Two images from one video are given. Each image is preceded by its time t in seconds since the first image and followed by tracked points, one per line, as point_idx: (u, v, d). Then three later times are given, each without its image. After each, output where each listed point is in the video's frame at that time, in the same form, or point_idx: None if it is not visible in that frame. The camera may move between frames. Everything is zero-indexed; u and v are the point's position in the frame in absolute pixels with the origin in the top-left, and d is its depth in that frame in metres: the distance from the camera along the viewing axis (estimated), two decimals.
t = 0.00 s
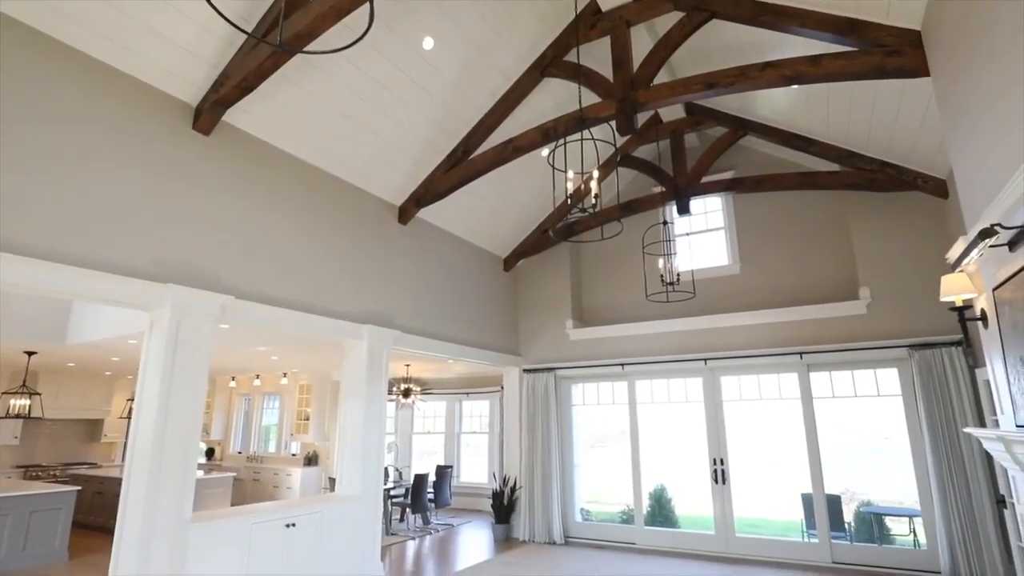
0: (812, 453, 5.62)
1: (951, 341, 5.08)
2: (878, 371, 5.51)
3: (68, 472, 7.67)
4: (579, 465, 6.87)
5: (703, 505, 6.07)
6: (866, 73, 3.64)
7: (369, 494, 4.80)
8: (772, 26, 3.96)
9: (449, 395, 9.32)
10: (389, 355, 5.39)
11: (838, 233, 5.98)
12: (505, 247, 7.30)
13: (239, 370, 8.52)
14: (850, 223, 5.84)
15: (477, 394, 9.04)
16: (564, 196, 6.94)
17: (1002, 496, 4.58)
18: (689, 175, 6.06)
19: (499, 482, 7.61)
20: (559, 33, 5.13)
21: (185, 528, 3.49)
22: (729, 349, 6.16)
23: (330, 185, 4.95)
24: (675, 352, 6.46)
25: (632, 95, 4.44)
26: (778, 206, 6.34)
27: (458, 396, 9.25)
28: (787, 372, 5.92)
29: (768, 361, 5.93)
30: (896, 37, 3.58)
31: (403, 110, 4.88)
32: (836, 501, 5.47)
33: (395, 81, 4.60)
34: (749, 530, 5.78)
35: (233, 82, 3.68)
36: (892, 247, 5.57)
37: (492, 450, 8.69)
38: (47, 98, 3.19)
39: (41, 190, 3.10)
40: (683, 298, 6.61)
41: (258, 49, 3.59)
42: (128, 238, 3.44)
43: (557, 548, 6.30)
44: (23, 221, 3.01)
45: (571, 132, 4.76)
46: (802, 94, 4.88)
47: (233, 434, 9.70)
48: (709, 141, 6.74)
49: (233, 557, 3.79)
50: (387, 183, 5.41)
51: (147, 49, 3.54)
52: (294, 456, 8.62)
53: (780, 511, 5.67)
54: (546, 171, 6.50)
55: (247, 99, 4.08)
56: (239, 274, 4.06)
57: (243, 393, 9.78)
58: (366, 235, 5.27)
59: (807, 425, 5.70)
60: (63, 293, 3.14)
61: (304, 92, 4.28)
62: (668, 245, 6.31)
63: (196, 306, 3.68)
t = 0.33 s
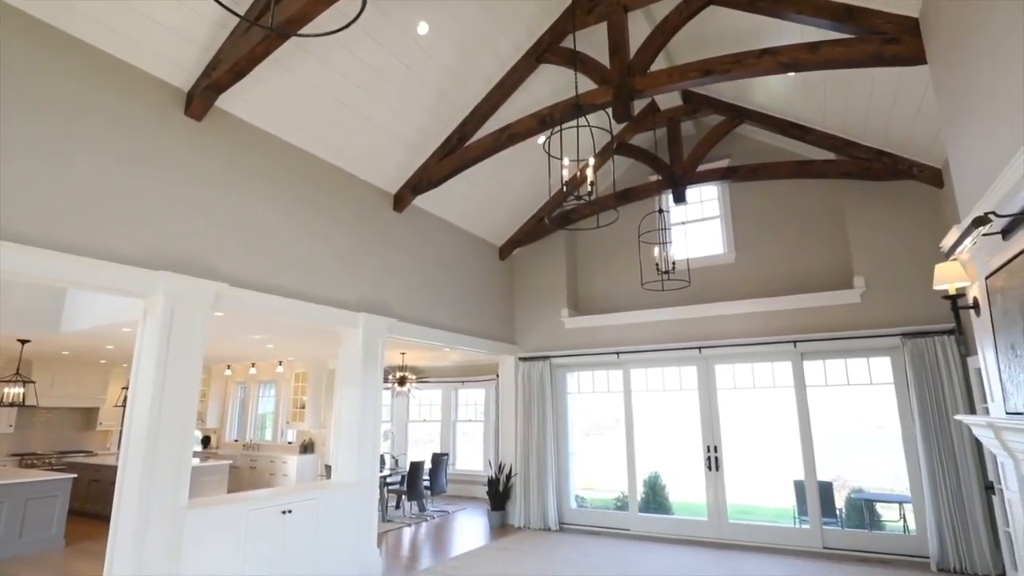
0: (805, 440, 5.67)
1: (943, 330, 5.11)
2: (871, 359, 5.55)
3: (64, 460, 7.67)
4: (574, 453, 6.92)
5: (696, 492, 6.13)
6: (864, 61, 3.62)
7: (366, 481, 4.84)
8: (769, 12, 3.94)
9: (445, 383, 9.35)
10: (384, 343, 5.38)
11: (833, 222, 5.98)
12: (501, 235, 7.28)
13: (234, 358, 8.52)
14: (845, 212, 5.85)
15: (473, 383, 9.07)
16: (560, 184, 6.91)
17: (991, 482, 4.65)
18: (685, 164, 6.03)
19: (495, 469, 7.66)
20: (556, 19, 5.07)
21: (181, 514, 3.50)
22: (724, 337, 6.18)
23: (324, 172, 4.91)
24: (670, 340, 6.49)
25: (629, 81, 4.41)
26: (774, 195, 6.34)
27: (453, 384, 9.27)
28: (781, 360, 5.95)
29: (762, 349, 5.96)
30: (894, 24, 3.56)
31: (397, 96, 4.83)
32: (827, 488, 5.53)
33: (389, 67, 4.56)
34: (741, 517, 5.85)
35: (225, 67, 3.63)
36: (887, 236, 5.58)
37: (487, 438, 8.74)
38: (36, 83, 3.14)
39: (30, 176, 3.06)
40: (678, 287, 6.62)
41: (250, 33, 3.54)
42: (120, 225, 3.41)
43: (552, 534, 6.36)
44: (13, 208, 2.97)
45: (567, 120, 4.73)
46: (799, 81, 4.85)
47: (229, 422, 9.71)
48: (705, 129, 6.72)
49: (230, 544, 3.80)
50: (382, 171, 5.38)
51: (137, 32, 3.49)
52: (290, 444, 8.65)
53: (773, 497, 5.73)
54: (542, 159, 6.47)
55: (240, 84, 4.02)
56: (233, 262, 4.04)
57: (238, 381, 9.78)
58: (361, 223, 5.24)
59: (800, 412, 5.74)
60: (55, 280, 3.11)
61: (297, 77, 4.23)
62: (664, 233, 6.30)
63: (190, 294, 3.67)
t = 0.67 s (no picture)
0: (798, 428, 5.72)
1: (937, 319, 5.14)
2: (865, 348, 5.59)
3: (60, 449, 7.67)
4: (569, 441, 6.96)
5: (691, 480, 6.18)
6: (862, 49, 3.61)
7: (362, 469, 4.86)
8: None
9: (441, 372, 9.38)
10: (380, 332, 5.38)
11: (829, 212, 6.00)
12: (497, 224, 7.26)
13: (230, 347, 8.52)
14: (841, 201, 5.85)
15: (469, 371, 9.10)
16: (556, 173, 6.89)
17: (981, 469, 4.72)
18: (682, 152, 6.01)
19: (491, 457, 7.71)
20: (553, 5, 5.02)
21: (178, 502, 3.51)
22: (719, 326, 6.21)
23: (319, 160, 4.87)
24: (665, 329, 6.51)
25: (626, 69, 4.38)
26: (770, 184, 6.33)
27: (449, 373, 9.30)
28: (776, 349, 5.98)
29: (757, 338, 5.98)
30: (893, 12, 3.54)
31: (393, 83, 4.80)
32: (820, 476, 5.59)
33: (384, 53, 4.51)
34: (735, 504, 5.91)
35: (219, 52, 3.58)
36: (882, 226, 5.60)
37: (483, 427, 8.79)
38: (25, 68, 3.08)
39: (21, 164, 3.02)
40: (674, 276, 6.64)
41: (244, 17, 3.49)
42: (113, 213, 3.38)
43: (548, 522, 6.41)
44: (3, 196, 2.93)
45: (564, 107, 4.70)
46: (797, 70, 4.83)
47: (225, 411, 9.72)
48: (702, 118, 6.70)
49: (227, 531, 3.82)
50: (377, 159, 5.35)
51: (128, 17, 3.43)
52: (286, 433, 8.68)
53: (766, 485, 5.79)
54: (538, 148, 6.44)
55: (233, 71, 3.98)
56: (227, 250, 4.01)
57: (234, 370, 9.78)
58: (356, 211, 5.21)
59: (794, 401, 5.79)
60: (48, 269, 3.07)
61: (291, 63, 4.18)
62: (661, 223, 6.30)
63: (184, 282, 3.64)
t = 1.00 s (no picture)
0: (791, 417, 5.76)
1: (930, 308, 5.17)
2: (859, 338, 5.63)
3: (55, 438, 7.67)
4: (564, 429, 7.00)
5: (684, 468, 6.24)
6: (859, 37, 3.59)
7: (358, 458, 4.89)
8: None
9: (437, 361, 9.39)
10: (376, 321, 5.38)
11: (824, 201, 6.00)
12: (492, 213, 7.23)
13: (225, 335, 8.50)
14: (836, 191, 5.86)
15: (465, 360, 9.12)
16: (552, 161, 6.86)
17: (971, 457, 4.78)
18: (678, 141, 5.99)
19: (487, 445, 7.75)
20: None
21: (174, 490, 3.52)
22: (714, 315, 6.22)
23: (313, 147, 4.83)
24: (660, 318, 6.53)
25: (622, 56, 4.35)
26: (766, 173, 6.33)
27: (445, 361, 9.32)
28: (770, 338, 6.01)
29: (752, 328, 6.01)
30: None
31: (388, 70, 4.75)
32: (813, 464, 5.64)
33: (379, 39, 4.46)
34: (728, 492, 5.97)
35: (210, 37, 3.53)
36: (876, 216, 5.61)
37: (479, 415, 8.83)
38: (14, 52, 3.03)
39: (10, 150, 2.98)
40: (669, 265, 6.65)
41: (236, 2, 3.44)
42: (106, 200, 3.35)
43: (543, 509, 6.47)
44: None
45: (560, 95, 4.67)
46: (794, 58, 4.81)
47: (220, 400, 9.72)
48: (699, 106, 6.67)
49: (224, 519, 3.83)
50: (372, 146, 5.31)
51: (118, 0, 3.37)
52: (282, 422, 8.70)
53: (759, 473, 5.85)
54: (534, 135, 6.41)
55: (226, 56, 3.93)
56: (221, 238, 3.99)
57: (230, 359, 9.76)
58: (351, 199, 5.18)
59: (788, 389, 5.83)
60: (40, 257, 3.05)
61: (284, 49, 4.13)
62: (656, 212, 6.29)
63: (178, 270, 3.62)
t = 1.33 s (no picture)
0: (785, 405, 5.81)
1: (924, 298, 5.20)
2: (853, 327, 5.66)
3: (50, 427, 7.66)
4: (560, 418, 7.04)
5: (679, 456, 6.29)
6: (858, 25, 3.57)
7: (354, 447, 4.91)
8: None
9: (433, 350, 9.42)
10: (372, 310, 5.37)
11: (820, 190, 6.01)
12: (488, 202, 7.21)
13: (220, 324, 8.49)
14: (832, 180, 5.86)
15: (461, 349, 9.14)
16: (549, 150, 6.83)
17: (961, 444, 4.84)
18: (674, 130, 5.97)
19: (483, 434, 7.79)
20: None
21: (170, 478, 3.52)
22: (709, 305, 6.24)
23: (307, 135, 4.79)
24: (656, 307, 6.55)
25: (619, 43, 4.31)
26: (762, 162, 6.32)
27: (442, 350, 9.34)
28: (765, 328, 6.04)
29: (747, 317, 6.03)
30: None
31: (383, 56, 4.70)
32: (806, 452, 5.69)
33: (374, 25, 4.41)
34: (722, 480, 6.03)
35: (202, 22, 3.47)
36: (872, 205, 5.62)
37: (475, 403, 8.87)
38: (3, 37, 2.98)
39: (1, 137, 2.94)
40: (665, 255, 6.65)
41: None
42: (99, 188, 3.31)
43: (539, 496, 6.53)
44: None
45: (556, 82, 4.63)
46: (792, 46, 4.78)
47: (215, 389, 9.72)
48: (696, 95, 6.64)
49: (220, 507, 3.84)
50: (367, 134, 5.27)
51: None
52: (278, 411, 8.72)
53: (752, 461, 5.91)
54: (530, 124, 6.37)
55: (220, 42, 3.88)
56: (215, 226, 3.96)
57: (225, 348, 9.75)
58: (346, 187, 5.15)
59: (782, 378, 5.86)
60: (34, 244, 3.02)
61: (278, 35, 4.08)
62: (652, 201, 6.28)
63: (172, 258, 3.60)
